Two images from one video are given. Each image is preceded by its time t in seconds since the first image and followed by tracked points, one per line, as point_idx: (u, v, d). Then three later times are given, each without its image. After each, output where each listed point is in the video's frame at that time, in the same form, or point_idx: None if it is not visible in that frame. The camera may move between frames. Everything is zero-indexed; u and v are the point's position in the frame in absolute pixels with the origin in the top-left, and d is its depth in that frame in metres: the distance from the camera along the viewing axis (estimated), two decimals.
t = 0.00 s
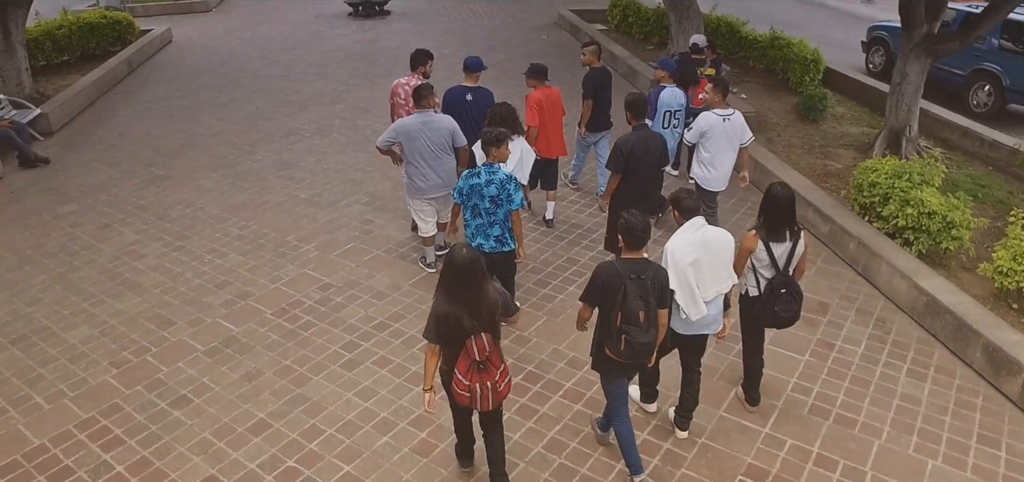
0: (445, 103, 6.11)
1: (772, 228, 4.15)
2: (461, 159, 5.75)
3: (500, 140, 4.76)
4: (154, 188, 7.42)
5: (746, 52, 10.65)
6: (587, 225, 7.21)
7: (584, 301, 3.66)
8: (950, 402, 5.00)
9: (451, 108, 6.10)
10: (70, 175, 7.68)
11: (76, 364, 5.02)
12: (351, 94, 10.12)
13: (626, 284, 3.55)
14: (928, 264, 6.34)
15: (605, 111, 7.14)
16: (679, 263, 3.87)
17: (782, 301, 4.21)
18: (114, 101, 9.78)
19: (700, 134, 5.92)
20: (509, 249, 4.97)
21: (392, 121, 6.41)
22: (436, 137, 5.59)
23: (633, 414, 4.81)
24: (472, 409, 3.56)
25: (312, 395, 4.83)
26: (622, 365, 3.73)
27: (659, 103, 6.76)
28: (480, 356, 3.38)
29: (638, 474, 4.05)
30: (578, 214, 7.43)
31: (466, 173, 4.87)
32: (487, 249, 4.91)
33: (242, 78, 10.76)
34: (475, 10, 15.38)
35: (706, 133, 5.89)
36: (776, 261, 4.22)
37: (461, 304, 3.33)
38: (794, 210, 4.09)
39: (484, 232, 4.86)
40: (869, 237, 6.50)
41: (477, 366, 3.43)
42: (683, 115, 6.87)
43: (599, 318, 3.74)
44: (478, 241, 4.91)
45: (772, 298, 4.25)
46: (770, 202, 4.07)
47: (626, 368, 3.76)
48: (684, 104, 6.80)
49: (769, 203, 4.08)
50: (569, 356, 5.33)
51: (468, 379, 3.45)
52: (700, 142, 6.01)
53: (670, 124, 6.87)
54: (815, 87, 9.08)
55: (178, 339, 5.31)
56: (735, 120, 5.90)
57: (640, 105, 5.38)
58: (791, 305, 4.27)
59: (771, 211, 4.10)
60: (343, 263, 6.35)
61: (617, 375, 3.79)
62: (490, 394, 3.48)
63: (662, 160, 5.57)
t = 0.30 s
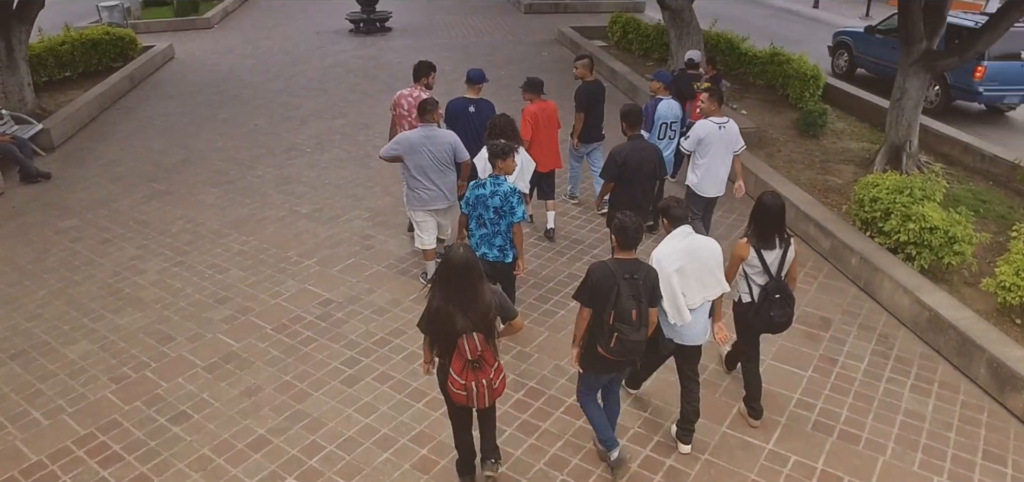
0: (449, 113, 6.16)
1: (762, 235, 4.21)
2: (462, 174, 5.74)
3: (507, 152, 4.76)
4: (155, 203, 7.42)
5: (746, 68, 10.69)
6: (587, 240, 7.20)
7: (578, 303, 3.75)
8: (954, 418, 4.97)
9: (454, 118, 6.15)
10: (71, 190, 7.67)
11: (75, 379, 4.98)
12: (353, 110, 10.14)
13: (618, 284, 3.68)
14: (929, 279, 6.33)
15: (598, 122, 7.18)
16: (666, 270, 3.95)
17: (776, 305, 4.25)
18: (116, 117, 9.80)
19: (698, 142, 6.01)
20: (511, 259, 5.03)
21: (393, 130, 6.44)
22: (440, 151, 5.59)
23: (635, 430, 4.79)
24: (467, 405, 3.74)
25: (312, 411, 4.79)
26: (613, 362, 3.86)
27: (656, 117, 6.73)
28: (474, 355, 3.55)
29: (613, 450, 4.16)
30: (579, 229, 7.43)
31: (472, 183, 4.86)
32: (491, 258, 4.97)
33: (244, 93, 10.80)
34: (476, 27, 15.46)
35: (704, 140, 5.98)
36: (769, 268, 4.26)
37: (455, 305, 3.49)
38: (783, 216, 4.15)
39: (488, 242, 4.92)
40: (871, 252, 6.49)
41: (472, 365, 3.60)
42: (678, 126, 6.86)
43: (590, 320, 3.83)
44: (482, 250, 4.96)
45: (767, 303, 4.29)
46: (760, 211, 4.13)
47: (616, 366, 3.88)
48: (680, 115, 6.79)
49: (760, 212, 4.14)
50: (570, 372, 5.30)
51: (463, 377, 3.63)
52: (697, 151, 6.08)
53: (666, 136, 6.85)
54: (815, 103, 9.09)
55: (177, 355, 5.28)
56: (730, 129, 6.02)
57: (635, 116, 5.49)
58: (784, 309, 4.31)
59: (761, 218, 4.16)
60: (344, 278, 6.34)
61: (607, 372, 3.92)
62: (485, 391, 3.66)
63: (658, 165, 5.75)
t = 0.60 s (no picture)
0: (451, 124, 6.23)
1: (755, 238, 4.35)
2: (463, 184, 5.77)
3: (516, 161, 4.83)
4: (155, 218, 7.40)
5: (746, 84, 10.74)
6: (588, 255, 7.18)
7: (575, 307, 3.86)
8: (960, 433, 4.93)
9: (456, 128, 6.21)
10: (72, 204, 7.66)
11: (73, 394, 4.94)
12: (354, 125, 10.16)
13: (613, 285, 3.82)
14: (932, 294, 6.30)
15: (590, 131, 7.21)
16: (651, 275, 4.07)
17: (765, 307, 4.36)
18: (117, 132, 9.81)
19: (696, 152, 6.09)
20: (517, 264, 5.07)
21: (393, 143, 6.52)
22: (443, 162, 5.61)
23: (637, 445, 4.74)
24: (462, 407, 3.82)
25: (312, 426, 4.74)
26: (611, 362, 3.98)
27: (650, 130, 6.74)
28: (470, 358, 3.66)
29: (584, 438, 4.35)
30: (580, 244, 7.42)
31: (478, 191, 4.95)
32: (497, 263, 5.01)
33: (246, 109, 10.82)
34: (477, 44, 15.54)
35: (702, 150, 6.07)
36: (760, 271, 4.39)
37: (453, 308, 3.58)
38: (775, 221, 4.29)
39: (495, 247, 4.96)
40: (873, 266, 6.48)
41: (469, 368, 3.70)
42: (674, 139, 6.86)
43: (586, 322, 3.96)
44: (488, 255, 5.01)
45: (757, 305, 4.40)
46: (754, 215, 4.28)
47: (613, 366, 4.00)
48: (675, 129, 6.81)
49: (753, 216, 4.29)
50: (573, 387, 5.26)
51: (460, 379, 3.72)
52: (695, 160, 6.17)
53: (661, 148, 6.85)
54: (815, 119, 9.12)
55: (177, 370, 5.23)
56: (725, 137, 6.14)
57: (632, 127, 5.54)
58: (775, 312, 4.41)
59: (754, 223, 4.30)
60: (344, 293, 6.31)
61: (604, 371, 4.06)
62: (480, 393, 3.76)
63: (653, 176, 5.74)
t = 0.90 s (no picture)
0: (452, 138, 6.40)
1: (748, 241, 4.56)
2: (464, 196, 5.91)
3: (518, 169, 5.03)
4: (156, 234, 7.38)
5: (746, 102, 10.79)
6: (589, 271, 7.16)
7: (564, 315, 3.92)
8: (966, 450, 4.89)
9: (458, 142, 6.41)
10: (73, 220, 7.64)
11: (72, 410, 4.88)
12: (355, 143, 10.18)
13: (602, 290, 3.89)
14: (936, 309, 6.28)
15: (583, 146, 7.20)
16: (643, 275, 4.21)
17: (758, 308, 4.58)
18: (119, 149, 9.82)
19: (693, 165, 6.12)
20: (522, 271, 5.19)
21: (392, 158, 6.60)
22: (445, 173, 5.77)
23: (641, 462, 4.69)
24: (461, 410, 3.82)
25: (313, 443, 4.69)
26: (604, 366, 4.03)
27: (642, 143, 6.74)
28: (469, 361, 3.67)
29: (564, 427, 4.67)
30: (581, 259, 7.40)
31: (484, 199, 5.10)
32: (502, 269, 5.10)
33: (247, 126, 10.84)
34: (477, 62, 15.63)
35: (698, 163, 6.11)
36: (753, 272, 4.60)
37: (453, 310, 3.64)
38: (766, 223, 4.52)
39: (500, 253, 5.07)
40: (875, 282, 6.46)
41: (467, 370, 3.71)
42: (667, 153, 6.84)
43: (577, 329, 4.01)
44: (493, 262, 5.12)
45: (750, 306, 4.63)
46: (747, 217, 4.49)
47: (606, 371, 4.05)
48: (667, 142, 6.81)
49: (746, 219, 4.50)
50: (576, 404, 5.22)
51: (458, 383, 3.73)
52: (691, 174, 6.20)
53: (655, 163, 6.84)
54: (815, 135, 9.17)
55: (177, 386, 5.18)
56: (719, 150, 6.18)
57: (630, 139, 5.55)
58: (767, 311, 4.64)
59: (746, 226, 4.52)
60: (346, 310, 6.27)
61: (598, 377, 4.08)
62: (478, 397, 3.75)
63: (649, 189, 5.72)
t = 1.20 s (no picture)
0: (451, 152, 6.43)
1: (741, 247, 4.71)
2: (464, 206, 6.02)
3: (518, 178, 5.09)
4: (156, 249, 7.36)
5: (746, 117, 10.84)
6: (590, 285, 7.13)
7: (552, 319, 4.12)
8: (971, 466, 4.85)
9: (457, 155, 6.43)
10: (73, 235, 7.61)
11: (71, 426, 4.84)
12: (356, 158, 10.19)
13: (587, 295, 4.07)
14: (938, 324, 6.26)
15: (579, 158, 7.19)
16: (631, 278, 4.37)
17: (752, 312, 4.69)
18: (120, 164, 9.82)
19: (687, 179, 6.15)
20: (526, 278, 5.23)
21: (392, 174, 6.61)
22: (446, 184, 5.87)
23: (643, 479, 4.65)
24: (463, 404, 4.09)
25: (313, 459, 4.65)
26: (593, 370, 4.19)
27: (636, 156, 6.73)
28: (471, 357, 3.95)
29: (566, 438, 4.70)
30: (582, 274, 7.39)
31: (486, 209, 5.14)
32: (505, 277, 5.13)
33: (247, 142, 10.85)
34: (477, 78, 15.70)
35: (692, 177, 6.13)
36: (747, 278, 4.72)
37: (456, 308, 3.92)
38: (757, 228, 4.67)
39: (503, 262, 5.10)
40: (877, 297, 6.45)
41: (469, 366, 3.98)
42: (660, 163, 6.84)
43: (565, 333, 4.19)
44: (496, 271, 5.14)
45: (745, 311, 4.73)
46: (737, 224, 4.64)
47: (595, 373, 4.21)
48: (659, 153, 6.82)
49: (737, 225, 4.66)
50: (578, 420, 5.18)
51: (460, 378, 4.00)
52: (685, 187, 6.23)
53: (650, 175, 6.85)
54: (815, 150, 9.20)
55: (176, 402, 5.14)
56: (712, 163, 6.21)
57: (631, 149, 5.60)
58: (762, 316, 4.74)
59: (738, 232, 4.68)
60: (346, 325, 6.24)
61: (587, 378, 4.25)
62: (479, 392, 4.02)
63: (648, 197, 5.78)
